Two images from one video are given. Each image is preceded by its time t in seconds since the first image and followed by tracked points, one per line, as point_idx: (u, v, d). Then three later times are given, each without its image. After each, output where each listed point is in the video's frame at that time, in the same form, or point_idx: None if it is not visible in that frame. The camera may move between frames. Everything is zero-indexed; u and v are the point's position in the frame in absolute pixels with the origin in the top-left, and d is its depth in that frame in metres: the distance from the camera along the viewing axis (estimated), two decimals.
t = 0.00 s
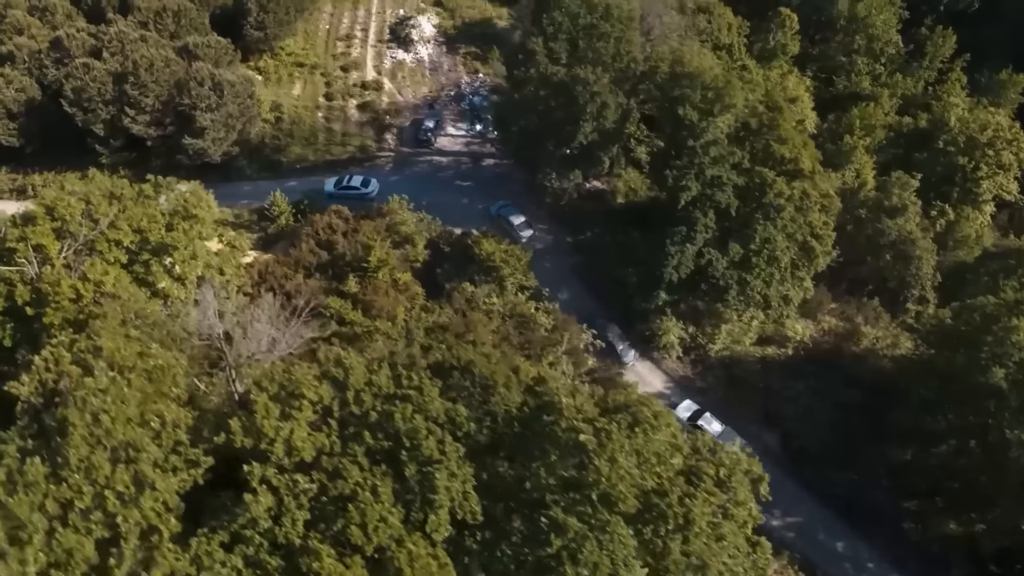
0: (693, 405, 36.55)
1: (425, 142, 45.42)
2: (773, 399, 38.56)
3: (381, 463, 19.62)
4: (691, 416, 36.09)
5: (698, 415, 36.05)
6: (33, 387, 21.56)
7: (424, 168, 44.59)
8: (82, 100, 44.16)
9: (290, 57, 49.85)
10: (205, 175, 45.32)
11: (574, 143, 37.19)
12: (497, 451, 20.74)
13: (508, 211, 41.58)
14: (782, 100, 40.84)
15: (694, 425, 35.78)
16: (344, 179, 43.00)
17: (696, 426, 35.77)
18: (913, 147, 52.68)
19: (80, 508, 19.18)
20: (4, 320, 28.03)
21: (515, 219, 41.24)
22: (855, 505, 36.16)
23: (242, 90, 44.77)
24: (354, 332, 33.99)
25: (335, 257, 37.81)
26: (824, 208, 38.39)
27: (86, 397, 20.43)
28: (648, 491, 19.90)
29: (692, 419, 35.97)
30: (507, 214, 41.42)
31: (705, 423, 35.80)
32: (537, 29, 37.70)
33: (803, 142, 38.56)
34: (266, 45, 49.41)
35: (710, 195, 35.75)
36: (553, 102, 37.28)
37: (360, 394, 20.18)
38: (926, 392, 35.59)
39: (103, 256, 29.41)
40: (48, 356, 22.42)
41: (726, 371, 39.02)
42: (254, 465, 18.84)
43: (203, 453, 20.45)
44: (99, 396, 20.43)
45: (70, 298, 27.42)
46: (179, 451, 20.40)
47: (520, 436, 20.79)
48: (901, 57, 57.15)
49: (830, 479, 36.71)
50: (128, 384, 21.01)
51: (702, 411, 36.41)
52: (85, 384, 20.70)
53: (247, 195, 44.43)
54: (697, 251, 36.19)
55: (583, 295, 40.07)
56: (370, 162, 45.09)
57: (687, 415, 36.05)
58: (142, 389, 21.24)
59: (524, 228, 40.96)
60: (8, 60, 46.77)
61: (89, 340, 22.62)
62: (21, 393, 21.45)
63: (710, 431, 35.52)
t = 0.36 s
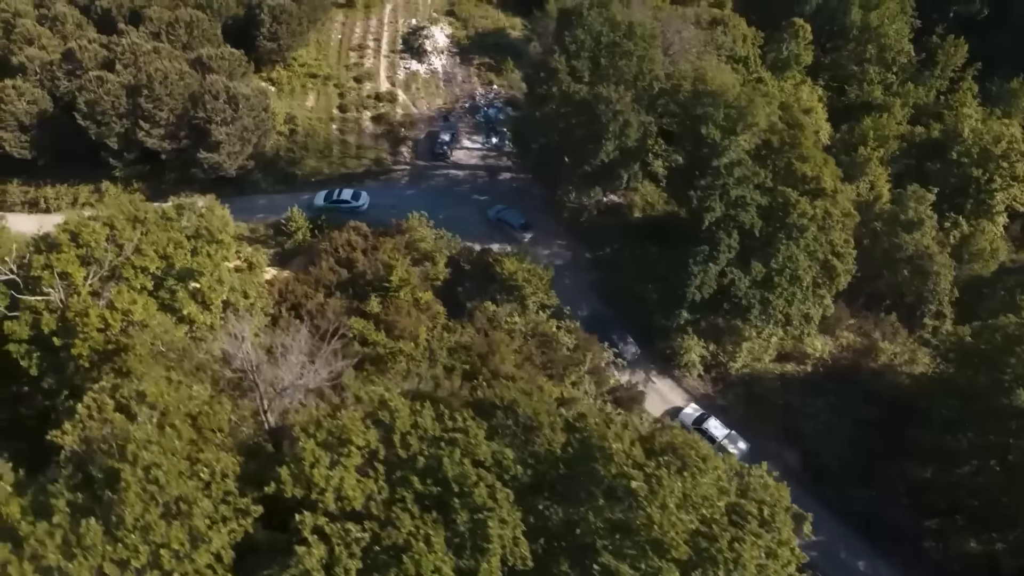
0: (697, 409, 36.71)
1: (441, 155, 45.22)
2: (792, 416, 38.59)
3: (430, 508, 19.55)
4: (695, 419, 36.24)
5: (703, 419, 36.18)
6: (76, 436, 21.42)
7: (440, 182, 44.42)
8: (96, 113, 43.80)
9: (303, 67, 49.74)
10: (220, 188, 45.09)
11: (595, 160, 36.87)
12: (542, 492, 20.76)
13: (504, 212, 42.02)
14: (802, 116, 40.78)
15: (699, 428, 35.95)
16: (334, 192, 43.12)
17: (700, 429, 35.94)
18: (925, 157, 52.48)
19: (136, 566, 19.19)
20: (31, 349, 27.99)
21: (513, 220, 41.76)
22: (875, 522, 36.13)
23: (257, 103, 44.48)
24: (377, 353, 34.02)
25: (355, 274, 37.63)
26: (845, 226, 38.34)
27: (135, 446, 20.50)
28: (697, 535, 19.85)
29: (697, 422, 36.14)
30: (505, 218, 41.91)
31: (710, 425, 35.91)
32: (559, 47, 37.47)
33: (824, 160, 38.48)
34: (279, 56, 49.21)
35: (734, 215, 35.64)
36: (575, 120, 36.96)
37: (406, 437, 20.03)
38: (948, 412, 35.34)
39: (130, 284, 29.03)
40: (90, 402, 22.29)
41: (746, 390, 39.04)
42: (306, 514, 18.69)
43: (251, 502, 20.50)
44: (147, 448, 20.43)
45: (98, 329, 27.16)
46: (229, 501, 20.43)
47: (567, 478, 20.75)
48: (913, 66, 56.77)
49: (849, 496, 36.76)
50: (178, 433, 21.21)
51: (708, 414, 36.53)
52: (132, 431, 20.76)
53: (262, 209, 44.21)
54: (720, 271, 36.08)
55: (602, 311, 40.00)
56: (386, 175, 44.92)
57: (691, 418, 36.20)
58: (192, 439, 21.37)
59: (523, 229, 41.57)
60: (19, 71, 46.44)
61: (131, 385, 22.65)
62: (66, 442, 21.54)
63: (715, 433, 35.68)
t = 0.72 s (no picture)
0: (701, 411, 37.35)
1: (457, 167, 44.90)
2: (812, 433, 38.32)
3: (480, 553, 19.65)
4: (699, 421, 36.91)
5: (706, 420, 36.86)
6: (119, 485, 21.34)
7: (456, 195, 44.07)
8: (109, 126, 43.41)
9: (315, 77, 49.40)
10: (234, 201, 44.80)
11: (618, 177, 36.58)
12: (586, 532, 20.82)
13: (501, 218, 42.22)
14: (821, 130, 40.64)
15: (702, 430, 36.60)
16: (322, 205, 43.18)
17: (703, 431, 36.63)
18: (938, 166, 52.40)
19: None
20: (56, 378, 27.84)
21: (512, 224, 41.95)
22: (896, 540, 35.93)
23: (272, 115, 44.21)
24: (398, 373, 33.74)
25: (374, 292, 37.39)
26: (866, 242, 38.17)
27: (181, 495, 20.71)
28: None
29: (700, 424, 36.81)
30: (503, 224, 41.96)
31: (713, 428, 36.57)
32: (581, 63, 36.99)
33: (845, 175, 38.30)
34: (292, 65, 48.93)
35: (758, 234, 35.42)
36: (596, 137, 36.77)
37: (451, 480, 19.83)
38: (969, 429, 34.93)
39: (156, 311, 28.65)
40: (132, 450, 22.28)
41: (766, 405, 38.95)
42: (356, 563, 18.47)
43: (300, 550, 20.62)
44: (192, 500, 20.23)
45: (126, 358, 26.84)
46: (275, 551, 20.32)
47: (615, 521, 20.85)
48: (924, 73, 56.57)
49: (871, 513, 36.40)
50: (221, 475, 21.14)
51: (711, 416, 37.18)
52: (178, 478, 20.88)
53: (277, 221, 43.86)
54: (743, 289, 35.84)
55: (621, 327, 39.72)
56: (401, 188, 44.63)
57: (695, 420, 36.91)
58: (231, 482, 21.05)
59: (523, 232, 41.72)
60: (29, 81, 46.20)
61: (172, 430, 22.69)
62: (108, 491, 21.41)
63: (716, 435, 36.35)
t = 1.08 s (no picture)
0: (706, 409, 37.44)
1: (475, 178, 44.51)
2: (836, 451, 38.34)
3: None
4: (703, 420, 37.04)
5: (710, 419, 36.97)
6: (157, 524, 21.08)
7: (475, 206, 43.67)
8: (124, 135, 43.06)
9: (331, 84, 48.98)
10: (251, 211, 44.51)
11: (643, 193, 36.40)
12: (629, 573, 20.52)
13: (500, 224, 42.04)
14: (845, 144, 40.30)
15: (706, 429, 36.73)
16: (312, 218, 42.94)
17: (708, 430, 36.76)
18: (955, 173, 51.74)
19: None
20: (82, 403, 27.44)
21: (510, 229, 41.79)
22: (924, 561, 35.64)
23: (289, 125, 43.80)
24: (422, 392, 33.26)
25: (397, 307, 37.16)
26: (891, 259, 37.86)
27: (229, 545, 21.97)
28: None
29: (705, 423, 36.93)
30: (501, 230, 41.80)
31: (717, 427, 36.71)
32: (606, 77, 36.56)
33: (871, 191, 37.97)
34: (307, 73, 48.49)
35: (785, 253, 35.04)
36: (621, 152, 36.51)
37: (499, 522, 20.32)
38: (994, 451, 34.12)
39: (183, 335, 28.37)
40: (177, 494, 23.34)
41: (789, 422, 38.60)
42: None
43: None
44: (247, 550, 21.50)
45: (155, 386, 26.48)
46: None
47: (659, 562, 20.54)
48: (940, 80, 56.12)
49: (898, 534, 36.35)
50: (260, 525, 22.26)
51: (715, 414, 37.29)
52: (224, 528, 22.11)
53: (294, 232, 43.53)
54: (769, 306, 35.55)
55: (646, 343, 39.62)
56: (419, 198, 44.27)
57: (700, 419, 37.03)
58: (276, 527, 22.38)
59: (523, 236, 41.64)
60: (44, 88, 46.19)
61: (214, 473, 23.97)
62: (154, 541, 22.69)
63: (721, 434, 36.46)
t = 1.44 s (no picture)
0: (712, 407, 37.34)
1: (497, 187, 44.05)
2: (861, 468, 37.94)
3: None
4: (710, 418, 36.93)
5: (717, 418, 36.87)
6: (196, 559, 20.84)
7: (496, 216, 43.20)
8: (143, 142, 42.67)
9: (349, 89, 48.56)
10: (271, 219, 44.14)
11: (671, 208, 36.02)
12: None
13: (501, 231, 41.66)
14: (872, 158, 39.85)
15: (713, 427, 36.64)
16: (303, 227, 42.49)
17: (714, 428, 36.68)
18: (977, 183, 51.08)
19: None
20: (110, 426, 27.10)
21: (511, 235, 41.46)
22: None
23: (309, 133, 43.36)
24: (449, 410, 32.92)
25: (420, 321, 36.83)
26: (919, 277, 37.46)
27: None
28: None
29: (711, 421, 36.84)
30: (501, 237, 41.44)
31: (724, 425, 36.63)
32: (635, 91, 36.20)
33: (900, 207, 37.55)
34: (326, 78, 48.07)
35: (815, 272, 34.67)
36: (649, 167, 36.06)
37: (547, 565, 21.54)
38: None
39: (212, 356, 27.99)
40: (221, 540, 23.90)
41: (813, 438, 38.25)
42: None
43: None
44: None
45: (185, 411, 26.11)
46: None
47: None
48: (960, 88, 55.56)
49: (923, 553, 35.93)
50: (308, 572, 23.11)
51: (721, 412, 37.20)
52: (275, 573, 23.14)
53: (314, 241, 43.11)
54: (798, 325, 35.19)
55: (670, 358, 39.24)
56: (440, 208, 43.85)
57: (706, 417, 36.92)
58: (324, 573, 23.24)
59: (526, 241, 41.37)
60: (61, 92, 45.59)
61: (261, 516, 24.40)
62: None
63: (727, 432, 36.39)
